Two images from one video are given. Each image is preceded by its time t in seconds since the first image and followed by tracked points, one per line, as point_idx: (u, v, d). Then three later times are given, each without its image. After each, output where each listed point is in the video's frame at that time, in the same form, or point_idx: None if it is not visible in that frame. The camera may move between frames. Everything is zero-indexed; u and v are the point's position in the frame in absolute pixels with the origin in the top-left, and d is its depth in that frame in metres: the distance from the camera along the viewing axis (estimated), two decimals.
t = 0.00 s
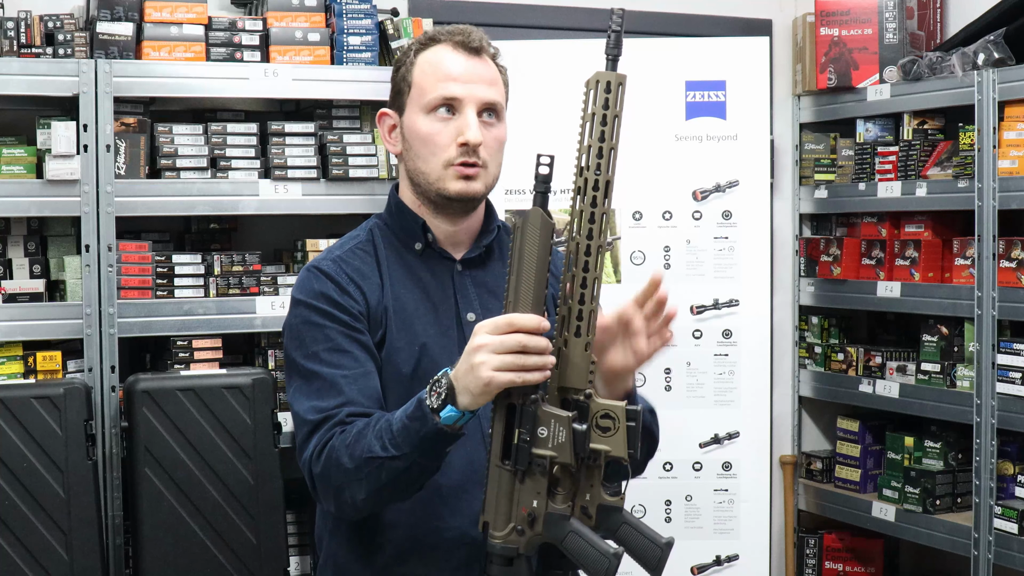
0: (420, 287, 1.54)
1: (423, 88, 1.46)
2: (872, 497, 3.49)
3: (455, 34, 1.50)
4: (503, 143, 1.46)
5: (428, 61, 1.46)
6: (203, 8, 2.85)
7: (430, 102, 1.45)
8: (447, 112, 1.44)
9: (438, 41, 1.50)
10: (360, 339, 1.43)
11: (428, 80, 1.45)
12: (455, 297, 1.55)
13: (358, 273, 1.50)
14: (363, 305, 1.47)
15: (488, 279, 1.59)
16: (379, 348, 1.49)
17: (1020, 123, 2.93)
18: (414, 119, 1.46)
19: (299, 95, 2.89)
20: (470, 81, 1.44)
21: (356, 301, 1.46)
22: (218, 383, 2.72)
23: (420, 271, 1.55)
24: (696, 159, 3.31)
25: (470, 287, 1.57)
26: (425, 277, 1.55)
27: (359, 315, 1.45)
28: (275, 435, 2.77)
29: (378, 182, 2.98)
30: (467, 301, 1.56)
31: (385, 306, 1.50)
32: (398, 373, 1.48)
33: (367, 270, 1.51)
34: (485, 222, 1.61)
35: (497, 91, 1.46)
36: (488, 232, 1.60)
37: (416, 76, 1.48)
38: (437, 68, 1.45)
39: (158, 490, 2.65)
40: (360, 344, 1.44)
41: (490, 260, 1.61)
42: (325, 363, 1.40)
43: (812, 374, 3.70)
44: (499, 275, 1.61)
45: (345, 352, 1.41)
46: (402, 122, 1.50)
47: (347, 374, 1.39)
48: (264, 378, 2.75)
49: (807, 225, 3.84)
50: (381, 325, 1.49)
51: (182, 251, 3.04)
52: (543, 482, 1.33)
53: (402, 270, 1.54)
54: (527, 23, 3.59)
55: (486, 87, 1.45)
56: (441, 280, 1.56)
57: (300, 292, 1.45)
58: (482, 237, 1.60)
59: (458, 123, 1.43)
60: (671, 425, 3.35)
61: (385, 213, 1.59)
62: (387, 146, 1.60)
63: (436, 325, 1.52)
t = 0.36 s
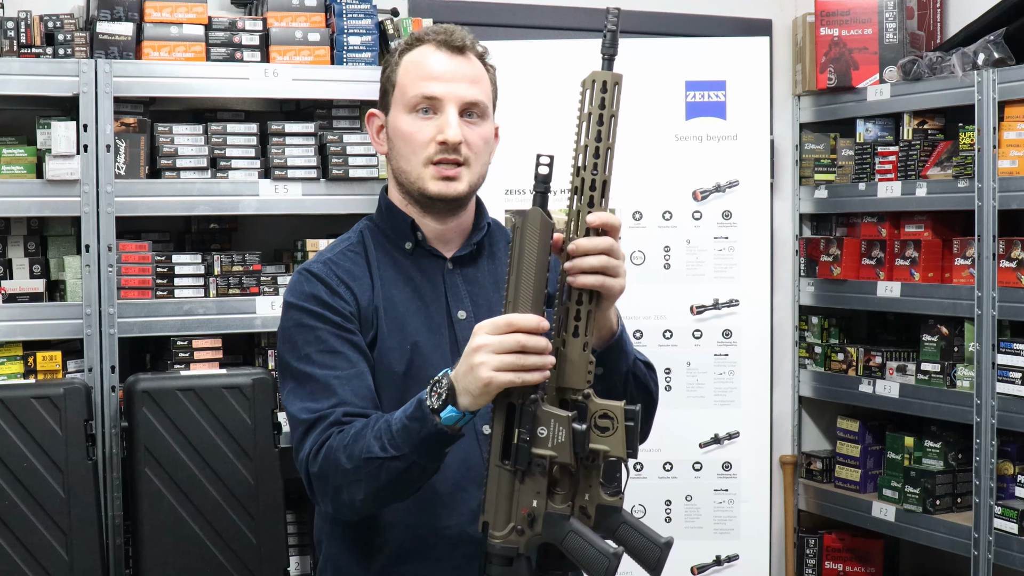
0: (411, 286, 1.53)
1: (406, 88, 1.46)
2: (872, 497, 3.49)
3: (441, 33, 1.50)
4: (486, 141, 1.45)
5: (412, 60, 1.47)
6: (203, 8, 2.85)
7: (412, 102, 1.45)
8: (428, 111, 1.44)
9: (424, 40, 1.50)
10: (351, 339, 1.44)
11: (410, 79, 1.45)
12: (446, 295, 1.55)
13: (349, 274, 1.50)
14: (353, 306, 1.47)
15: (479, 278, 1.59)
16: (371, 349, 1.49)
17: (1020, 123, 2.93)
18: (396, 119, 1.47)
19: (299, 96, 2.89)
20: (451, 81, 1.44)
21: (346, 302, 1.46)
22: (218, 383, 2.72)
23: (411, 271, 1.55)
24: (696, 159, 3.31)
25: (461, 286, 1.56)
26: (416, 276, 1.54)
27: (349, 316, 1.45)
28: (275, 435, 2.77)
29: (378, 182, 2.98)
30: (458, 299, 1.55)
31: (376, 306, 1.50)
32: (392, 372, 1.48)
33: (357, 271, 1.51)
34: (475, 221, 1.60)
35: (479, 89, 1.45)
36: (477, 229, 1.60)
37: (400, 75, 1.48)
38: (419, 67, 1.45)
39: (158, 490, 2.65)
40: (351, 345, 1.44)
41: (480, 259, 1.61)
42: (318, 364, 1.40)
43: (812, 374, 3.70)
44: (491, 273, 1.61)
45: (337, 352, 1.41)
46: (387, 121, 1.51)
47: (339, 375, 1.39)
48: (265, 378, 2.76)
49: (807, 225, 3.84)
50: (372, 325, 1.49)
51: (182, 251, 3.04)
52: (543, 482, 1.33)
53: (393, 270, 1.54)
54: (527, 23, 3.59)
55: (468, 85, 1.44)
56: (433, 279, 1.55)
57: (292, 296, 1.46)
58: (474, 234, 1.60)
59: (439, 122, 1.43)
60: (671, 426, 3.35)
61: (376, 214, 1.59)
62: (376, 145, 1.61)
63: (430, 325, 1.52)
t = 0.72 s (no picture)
0: (413, 287, 1.53)
1: (401, 92, 1.46)
2: (872, 497, 3.49)
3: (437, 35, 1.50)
4: (481, 142, 1.45)
5: (407, 63, 1.47)
6: (203, 8, 2.85)
7: (407, 105, 1.45)
8: (423, 114, 1.44)
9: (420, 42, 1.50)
10: (353, 340, 1.44)
11: (405, 83, 1.45)
12: (448, 295, 1.55)
13: (351, 274, 1.50)
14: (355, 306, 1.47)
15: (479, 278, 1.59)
16: (373, 349, 1.49)
17: (1020, 123, 2.93)
18: (392, 123, 1.47)
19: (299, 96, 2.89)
20: (444, 83, 1.43)
21: (349, 303, 1.46)
22: (218, 383, 2.72)
23: (414, 271, 1.55)
24: (696, 159, 3.31)
25: (462, 286, 1.56)
26: (418, 276, 1.55)
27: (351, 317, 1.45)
28: (275, 435, 2.77)
29: (378, 182, 2.98)
30: (459, 300, 1.55)
31: (378, 306, 1.50)
32: (393, 372, 1.48)
33: (360, 272, 1.51)
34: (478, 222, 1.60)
35: (474, 92, 1.45)
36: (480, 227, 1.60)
37: (396, 78, 1.48)
38: (413, 70, 1.45)
39: (158, 490, 2.65)
40: (352, 345, 1.43)
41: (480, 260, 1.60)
42: (320, 365, 1.40)
43: (812, 374, 3.70)
44: (492, 273, 1.61)
45: (339, 353, 1.41)
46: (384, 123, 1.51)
47: (340, 376, 1.39)
48: (265, 378, 2.76)
49: (807, 225, 3.84)
50: (374, 326, 1.49)
51: (182, 251, 3.04)
52: (543, 482, 1.33)
53: (395, 270, 1.54)
54: (526, 23, 3.59)
55: (462, 87, 1.44)
56: (435, 280, 1.55)
57: (294, 295, 1.46)
58: (476, 235, 1.59)
59: (432, 125, 1.43)
60: (671, 425, 3.35)
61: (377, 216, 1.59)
62: (377, 148, 1.61)
63: (431, 325, 1.52)
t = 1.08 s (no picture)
0: (434, 284, 1.54)
1: (430, 106, 1.39)
2: (872, 497, 3.49)
3: (469, 41, 1.40)
4: (511, 161, 1.40)
5: (438, 74, 1.38)
6: (202, 8, 2.85)
7: (437, 120, 1.38)
8: (453, 132, 1.38)
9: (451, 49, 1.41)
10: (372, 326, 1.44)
11: (435, 97, 1.38)
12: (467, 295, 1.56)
13: (375, 266, 1.50)
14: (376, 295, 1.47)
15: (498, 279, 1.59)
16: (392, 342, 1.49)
17: (1020, 123, 2.93)
18: (421, 136, 1.40)
19: (299, 96, 2.89)
20: (477, 103, 1.36)
21: (371, 291, 1.46)
22: (218, 383, 2.72)
23: (435, 268, 1.55)
24: (696, 159, 3.31)
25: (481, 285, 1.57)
26: (438, 274, 1.55)
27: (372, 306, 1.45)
28: (275, 435, 2.77)
29: (378, 182, 2.98)
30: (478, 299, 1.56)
31: (399, 300, 1.50)
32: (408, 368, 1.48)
33: (383, 265, 1.51)
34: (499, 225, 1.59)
35: (506, 110, 1.38)
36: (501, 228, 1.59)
37: (426, 88, 1.40)
38: (444, 85, 1.37)
39: (158, 490, 2.65)
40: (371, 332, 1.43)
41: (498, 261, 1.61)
42: (337, 342, 1.39)
43: (812, 374, 3.70)
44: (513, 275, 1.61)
45: (356, 334, 1.41)
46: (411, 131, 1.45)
47: (356, 352, 1.38)
48: (265, 378, 2.76)
49: (807, 225, 3.84)
50: (393, 319, 1.49)
51: (182, 251, 3.04)
52: (543, 482, 1.33)
53: (418, 266, 1.54)
54: (526, 23, 3.59)
55: (495, 107, 1.37)
56: (453, 278, 1.56)
57: (318, 279, 1.46)
58: (498, 237, 1.59)
59: (463, 146, 1.37)
60: (671, 425, 3.35)
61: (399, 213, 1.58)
62: (400, 147, 1.55)
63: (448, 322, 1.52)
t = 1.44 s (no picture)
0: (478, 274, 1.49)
1: (487, 102, 1.34)
2: (872, 497, 3.49)
3: (533, 41, 1.35)
4: (565, 163, 1.36)
5: (498, 71, 1.33)
6: (203, 8, 2.85)
7: (492, 118, 1.34)
8: (509, 131, 1.33)
9: (514, 46, 1.36)
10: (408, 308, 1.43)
11: (493, 95, 1.33)
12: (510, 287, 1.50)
13: (424, 249, 1.48)
14: (417, 278, 1.45)
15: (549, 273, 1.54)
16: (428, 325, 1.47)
17: (1020, 123, 2.93)
18: (477, 131, 1.36)
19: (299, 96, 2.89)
20: (534, 104, 1.31)
21: (413, 274, 1.45)
22: (218, 383, 2.72)
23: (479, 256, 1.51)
24: (696, 159, 3.31)
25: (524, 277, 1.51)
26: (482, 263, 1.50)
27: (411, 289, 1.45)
28: (275, 435, 2.77)
29: (378, 182, 2.98)
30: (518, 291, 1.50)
31: (441, 286, 1.47)
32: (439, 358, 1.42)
33: (435, 248, 1.49)
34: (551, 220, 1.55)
35: (564, 114, 1.33)
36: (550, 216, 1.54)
37: (485, 84, 1.35)
38: (503, 84, 1.32)
39: (158, 490, 2.65)
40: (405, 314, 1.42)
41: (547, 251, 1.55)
42: (369, 314, 1.39)
43: (812, 373, 3.70)
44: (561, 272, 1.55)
45: (389, 311, 1.40)
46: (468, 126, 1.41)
47: (384, 327, 1.38)
48: (264, 378, 2.76)
49: (807, 225, 3.84)
50: (433, 304, 1.47)
51: (182, 251, 3.04)
52: (531, 482, 1.31)
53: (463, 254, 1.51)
54: (526, 23, 3.59)
55: (553, 110, 1.32)
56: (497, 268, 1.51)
57: (369, 251, 1.46)
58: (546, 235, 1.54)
59: (516, 146, 1.33)
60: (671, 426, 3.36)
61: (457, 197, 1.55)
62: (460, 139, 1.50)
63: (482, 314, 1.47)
